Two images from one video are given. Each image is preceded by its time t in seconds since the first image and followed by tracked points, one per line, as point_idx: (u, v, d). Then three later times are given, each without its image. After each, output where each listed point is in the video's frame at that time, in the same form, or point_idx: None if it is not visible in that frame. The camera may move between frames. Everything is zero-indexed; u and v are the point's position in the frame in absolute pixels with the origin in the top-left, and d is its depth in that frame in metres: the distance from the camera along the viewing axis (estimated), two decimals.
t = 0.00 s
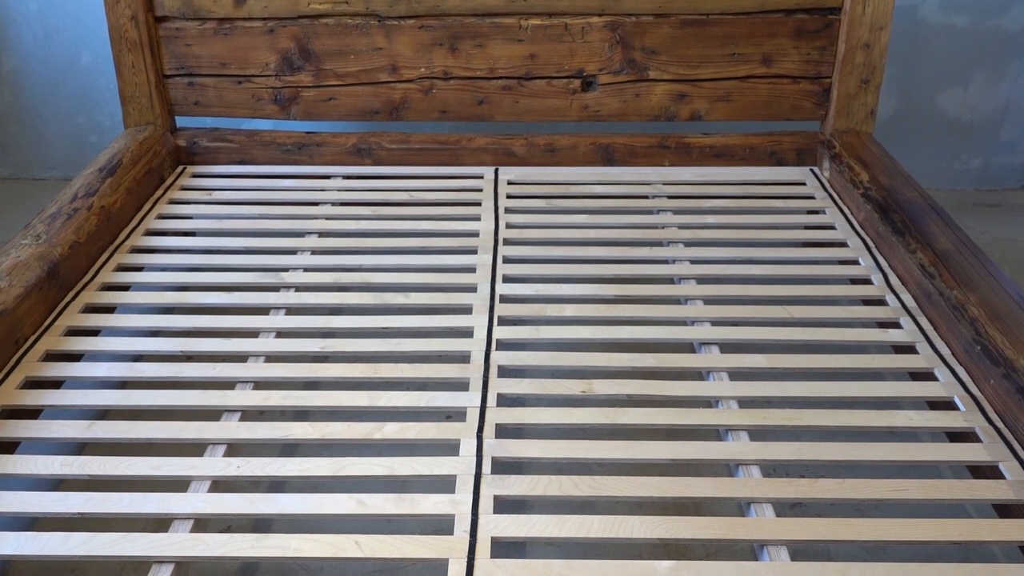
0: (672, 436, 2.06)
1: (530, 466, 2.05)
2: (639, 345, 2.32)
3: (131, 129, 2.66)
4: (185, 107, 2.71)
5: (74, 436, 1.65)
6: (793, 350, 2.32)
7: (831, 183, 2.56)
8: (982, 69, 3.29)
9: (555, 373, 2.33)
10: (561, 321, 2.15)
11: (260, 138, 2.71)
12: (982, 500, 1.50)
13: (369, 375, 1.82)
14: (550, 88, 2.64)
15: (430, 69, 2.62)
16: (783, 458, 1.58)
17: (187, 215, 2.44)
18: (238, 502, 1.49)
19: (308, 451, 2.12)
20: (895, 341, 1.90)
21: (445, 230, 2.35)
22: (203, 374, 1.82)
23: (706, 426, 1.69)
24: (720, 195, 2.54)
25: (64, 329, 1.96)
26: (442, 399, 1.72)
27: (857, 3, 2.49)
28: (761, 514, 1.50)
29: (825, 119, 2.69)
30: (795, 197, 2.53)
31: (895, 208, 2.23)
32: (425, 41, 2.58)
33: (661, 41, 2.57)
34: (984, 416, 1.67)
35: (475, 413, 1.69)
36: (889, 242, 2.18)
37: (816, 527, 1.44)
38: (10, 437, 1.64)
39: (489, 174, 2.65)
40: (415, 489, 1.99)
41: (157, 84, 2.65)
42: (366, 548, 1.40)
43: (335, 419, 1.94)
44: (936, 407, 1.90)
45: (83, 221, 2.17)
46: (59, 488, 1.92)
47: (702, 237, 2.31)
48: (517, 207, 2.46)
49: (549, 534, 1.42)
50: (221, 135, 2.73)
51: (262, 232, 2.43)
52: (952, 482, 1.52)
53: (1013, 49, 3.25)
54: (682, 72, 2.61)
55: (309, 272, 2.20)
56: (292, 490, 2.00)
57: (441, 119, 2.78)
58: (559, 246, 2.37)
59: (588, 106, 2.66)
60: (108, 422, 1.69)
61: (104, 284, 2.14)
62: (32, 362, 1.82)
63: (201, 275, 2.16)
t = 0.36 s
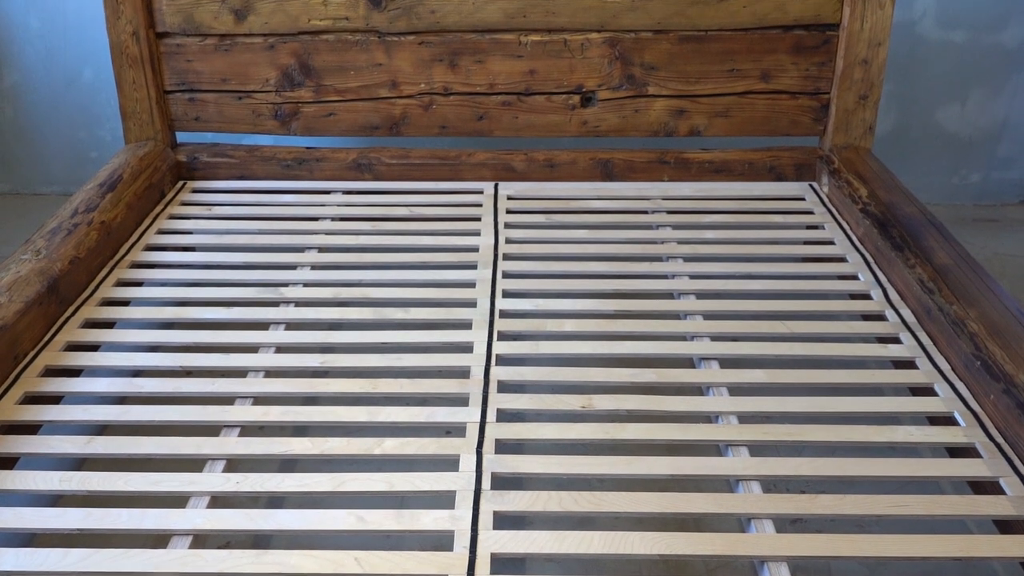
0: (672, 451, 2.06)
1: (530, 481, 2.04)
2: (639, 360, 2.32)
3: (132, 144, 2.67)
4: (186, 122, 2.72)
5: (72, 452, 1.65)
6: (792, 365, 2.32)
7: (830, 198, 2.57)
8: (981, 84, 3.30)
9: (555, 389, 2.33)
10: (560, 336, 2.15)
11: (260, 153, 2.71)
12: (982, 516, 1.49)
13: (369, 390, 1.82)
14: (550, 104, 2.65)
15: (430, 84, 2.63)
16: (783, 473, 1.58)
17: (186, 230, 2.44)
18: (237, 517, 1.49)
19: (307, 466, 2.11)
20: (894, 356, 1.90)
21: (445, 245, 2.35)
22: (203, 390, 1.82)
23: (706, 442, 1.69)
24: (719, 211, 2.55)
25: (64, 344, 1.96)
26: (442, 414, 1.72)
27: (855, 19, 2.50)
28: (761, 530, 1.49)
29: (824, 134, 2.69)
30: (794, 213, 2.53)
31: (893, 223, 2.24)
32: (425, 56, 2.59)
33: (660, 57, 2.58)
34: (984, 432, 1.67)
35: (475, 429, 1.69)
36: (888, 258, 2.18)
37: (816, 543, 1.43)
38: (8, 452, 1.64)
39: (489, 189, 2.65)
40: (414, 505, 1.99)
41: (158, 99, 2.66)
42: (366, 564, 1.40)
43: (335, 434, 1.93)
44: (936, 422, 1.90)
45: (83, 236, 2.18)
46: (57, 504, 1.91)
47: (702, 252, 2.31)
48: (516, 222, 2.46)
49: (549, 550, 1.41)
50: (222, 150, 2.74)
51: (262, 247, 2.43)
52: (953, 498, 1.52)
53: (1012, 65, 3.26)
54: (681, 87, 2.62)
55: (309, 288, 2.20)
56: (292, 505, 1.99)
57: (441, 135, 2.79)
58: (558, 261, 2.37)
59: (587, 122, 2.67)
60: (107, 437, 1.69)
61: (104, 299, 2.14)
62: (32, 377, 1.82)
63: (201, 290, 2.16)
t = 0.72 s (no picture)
0: (672, 468, 2.06)
1: (530, 498, 2.04)
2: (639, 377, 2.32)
3: (133, 161, 2.68)
4: (186, 138, 2.72)
5: (71, 468, 1.64)
6: (793, 381, 2.32)
7: (830, 215, 2.57)
8: (980, 101, 3.31)
9: (555, 405, 2.33)
10: (561, 352, 2.15)
11: (261, 170, 2.72)
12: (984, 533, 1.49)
13: (369, 406, 1.81)
14: (550, 120, 2.65)
15: (430, 101, 2.63)
16: (783, 490, 1.58)
17: (187, 246, 2.45)
18: (236, 534, 1.49)
19: (307, 483, 2.11)
20: (895, 373, 1.90)
21: (445, 261, 2.35)
22: (203, 406, 1.82)
23: (706, 458, 1.69)
24: (719, 227, 2.55)
25: (64, 360, 1.96)
26: (442, 430, 1.72)
27: (854, 37, 2.51)
28: (762, 547, 1.49)
29: (824, 151, 2.70)
30: (794, 229, 2.54)
31: (893, 240, 2.24)
32: (425, 73, 2.60)
33: (660, 74, 2.59)
34: (985, 448, 1.67)
35: (475, 445, 1.69)
36: (887, 274, 2.18)
37: (817, 560, 1.43)
38: (8, 468, 1.63)
39: (489, 205, 2.66)
40: (414, 522, 1.98)
41: (159, 116, 2.67)
42: None
43: (335, 450, 1.93)
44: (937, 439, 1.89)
45: (84, 252, 2.18)
46: (56, 521, 1.91)
47: (702, 268, 2.32)
48: (517, 238, 2.46)
49: (549, 567, 1.41)
50: (223, 166, 2.75)
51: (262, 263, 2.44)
52: (954, 514, 1.52)
53: (1010, 81, 3.28)
54: (681, 104, 2.63)
55: (309, 304, 2.20)
56: (291, 522, 1.99)
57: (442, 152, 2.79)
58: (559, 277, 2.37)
59: (587, 138, 2.67)
60: (106, 454, 1.69)
61: (104, 315, 2.14)
62: (32, 394, 1.82)
63: (201, 306, 2.16)
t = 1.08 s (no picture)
0: (673, 485, 2.05)
1: (530, 515, 2.03)
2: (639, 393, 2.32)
3: (134, 177, 2.68)
4: (187, 155, 2.73)
5: (71, 485, 1.64)
6: (793, 398, 2.32)
7: (830, 231, 2.57)
8: (978, 118, 3.32)
9: (555, 422, 2.32)
10: (561, 369, 2.15)
11: (262, 187, 2.72)
12: (985, 550, 1.48)
13: (369, 423, 1.81)
14: (550, 137, 2.66)
15: (431, 118, 2.64)
16: (784, 507, 1.57)
17: (187, 263, 2.45)
18: (236, 551, 1.48)
19: (306, 500, 2.10)
20: (895, 389, 1.90)
21: (445, 277, 2.36)
22: (202, 423, 1.82)
23: (707, 475, 1.68)
24: (718, 243, 2.55)
25: (63, 377, 1.95)
26: (442, 447, 1.72)
27: (852, 54, 2.52)
28: (763, 565, 1.48)
29: (823, 167, 2.71)
30: (793, 245, 2.54)
31: (893, 256, 2.24)
32: (425, 90, 2.61)
33: (659, 91, 2.60)
34: (986, 465, 1.67)
35: (475, 461, 1.69)
36: (887, 290, 2.18)
37: None
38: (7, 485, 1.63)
39: (489, 222, 2.66)
40: (414, 539, 1.98)
41: (161, 132, 2.68)
42: None
43: (334, 467, 1.93)
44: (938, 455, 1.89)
45: (84, 268, 2.18)
46: (55, 539, 1.90)
47: (702, 284, 2.32)
48: (517, 255, 2.47)
49: None
50: (223, 183, 2.75)
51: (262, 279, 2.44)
52: (955, 532, 1.51)
53: (1009, 98, 3.29)
54: (681, 121, 2.63)
55: (309, 320, 2.20)
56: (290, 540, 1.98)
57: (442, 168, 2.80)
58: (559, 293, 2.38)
59: (587, 155, 2.68)
60: (105, 470, 1.68)
61: (104, 332, 2.14)
62: (31, 410, 1.82)
63: (201, 323, 2.16)
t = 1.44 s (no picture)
0: (674, 501, 2.04)
1: (530, 532, 2.02)
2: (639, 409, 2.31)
3: (134, 194, 2.69)
4: (188, 172, 2.74)
5: (70, 502, 1.63)
6: (794, 414, 2.31)
7: (829, 247, 2.58)
8: (977, 134, 3.33)
9: (555, 438, 2.32)
10: (561, 385, 2.15)
11: (262, 203, 2.73)
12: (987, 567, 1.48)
13: (368, 439, 1.81)
14: (550, 154, 2.67)
15: (431, 134, 2.65)
16: (784, 524, 1.57)
17: (187, 279, 2.45)
18: (234, 569, 1.48)
19: (306, 516, 2.09)
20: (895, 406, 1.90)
21: (445, 293, 2.36)
22: (202, 440, 1.81)
23: (707, 492, 1.68)
24: (718, 259, 2.55)
25: (63, 393, 1.95)
26: (442, 463, 1.71)
27: (851, 70, 2.53)
28: None
29: (822, 184, 2.71)
30: (793, 262, 2.54)
31: (893, 272, 2.24)
32: (425, 107, 2.62)
33: (659, 108, 2.61)
34: (987, 482, 1.66)
35: (475, 478, 1.68)
36: (887, 306, 2.18)
37: None
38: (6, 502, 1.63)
39: (489, 238, 2.66)
40: (413, 556, 1.97)
41: (162, 149, 2.69)
42: None
43: (334, 483, 1.92)
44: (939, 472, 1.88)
45: (84, 285, 2.18)
46: (53, 556, 1.89)
47: (702, 300, 2.32)
48: (517, 271, 2.47)
49: None
50: (224, 200, 2.75)
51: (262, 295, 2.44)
52: (956, 549, 1.51)
53: (1008, 115, 3.29)
54: (680, 137, 2.64)
55: (309, 336, 2.20)
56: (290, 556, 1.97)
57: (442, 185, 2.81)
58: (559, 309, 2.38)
59: (587, 171, 2.69)
60: (104, 487, 1.68)
61: (104, 348, 2.14)
62: (31, 427, 1.82)
63: (201, 339, 2.16)
